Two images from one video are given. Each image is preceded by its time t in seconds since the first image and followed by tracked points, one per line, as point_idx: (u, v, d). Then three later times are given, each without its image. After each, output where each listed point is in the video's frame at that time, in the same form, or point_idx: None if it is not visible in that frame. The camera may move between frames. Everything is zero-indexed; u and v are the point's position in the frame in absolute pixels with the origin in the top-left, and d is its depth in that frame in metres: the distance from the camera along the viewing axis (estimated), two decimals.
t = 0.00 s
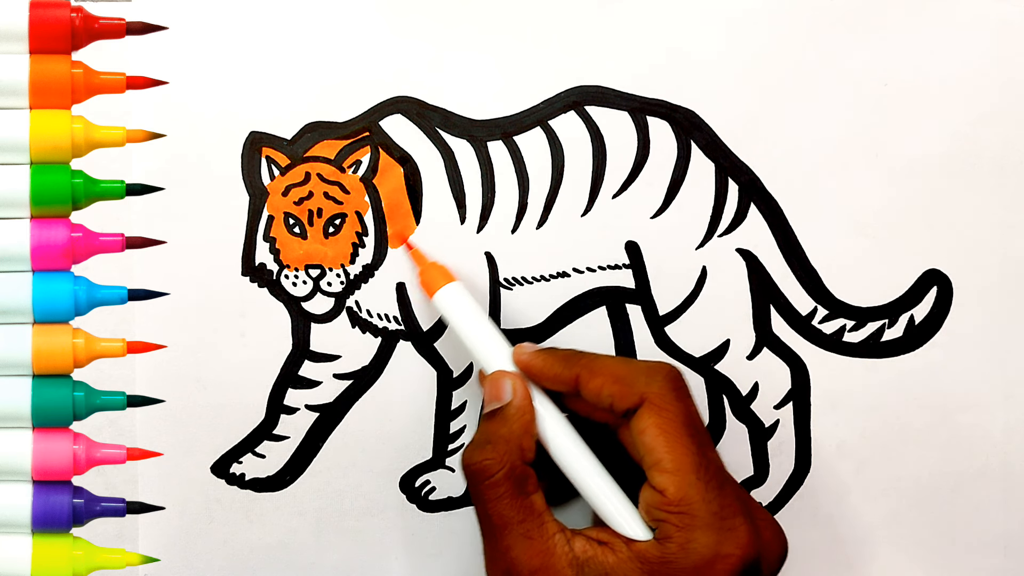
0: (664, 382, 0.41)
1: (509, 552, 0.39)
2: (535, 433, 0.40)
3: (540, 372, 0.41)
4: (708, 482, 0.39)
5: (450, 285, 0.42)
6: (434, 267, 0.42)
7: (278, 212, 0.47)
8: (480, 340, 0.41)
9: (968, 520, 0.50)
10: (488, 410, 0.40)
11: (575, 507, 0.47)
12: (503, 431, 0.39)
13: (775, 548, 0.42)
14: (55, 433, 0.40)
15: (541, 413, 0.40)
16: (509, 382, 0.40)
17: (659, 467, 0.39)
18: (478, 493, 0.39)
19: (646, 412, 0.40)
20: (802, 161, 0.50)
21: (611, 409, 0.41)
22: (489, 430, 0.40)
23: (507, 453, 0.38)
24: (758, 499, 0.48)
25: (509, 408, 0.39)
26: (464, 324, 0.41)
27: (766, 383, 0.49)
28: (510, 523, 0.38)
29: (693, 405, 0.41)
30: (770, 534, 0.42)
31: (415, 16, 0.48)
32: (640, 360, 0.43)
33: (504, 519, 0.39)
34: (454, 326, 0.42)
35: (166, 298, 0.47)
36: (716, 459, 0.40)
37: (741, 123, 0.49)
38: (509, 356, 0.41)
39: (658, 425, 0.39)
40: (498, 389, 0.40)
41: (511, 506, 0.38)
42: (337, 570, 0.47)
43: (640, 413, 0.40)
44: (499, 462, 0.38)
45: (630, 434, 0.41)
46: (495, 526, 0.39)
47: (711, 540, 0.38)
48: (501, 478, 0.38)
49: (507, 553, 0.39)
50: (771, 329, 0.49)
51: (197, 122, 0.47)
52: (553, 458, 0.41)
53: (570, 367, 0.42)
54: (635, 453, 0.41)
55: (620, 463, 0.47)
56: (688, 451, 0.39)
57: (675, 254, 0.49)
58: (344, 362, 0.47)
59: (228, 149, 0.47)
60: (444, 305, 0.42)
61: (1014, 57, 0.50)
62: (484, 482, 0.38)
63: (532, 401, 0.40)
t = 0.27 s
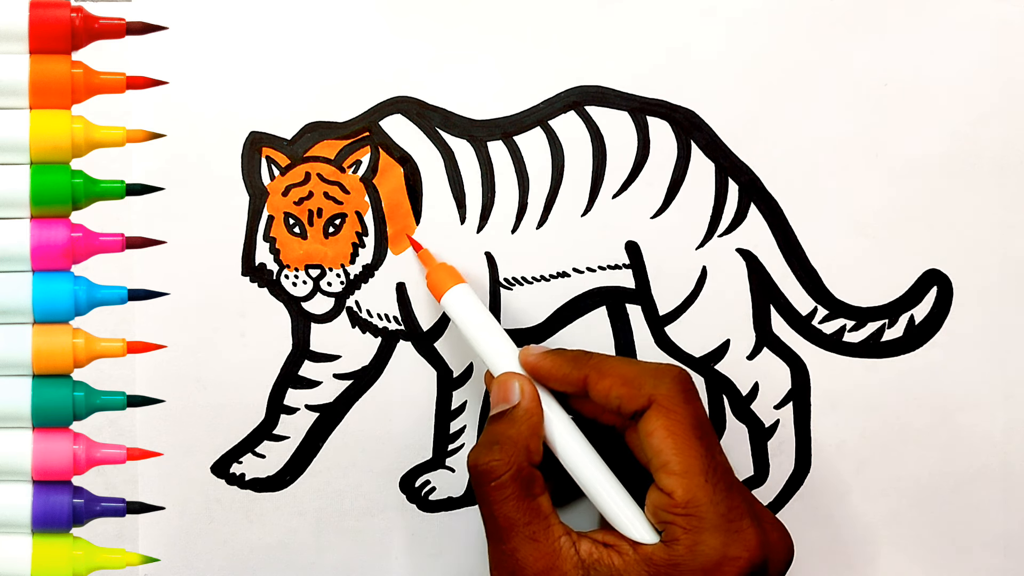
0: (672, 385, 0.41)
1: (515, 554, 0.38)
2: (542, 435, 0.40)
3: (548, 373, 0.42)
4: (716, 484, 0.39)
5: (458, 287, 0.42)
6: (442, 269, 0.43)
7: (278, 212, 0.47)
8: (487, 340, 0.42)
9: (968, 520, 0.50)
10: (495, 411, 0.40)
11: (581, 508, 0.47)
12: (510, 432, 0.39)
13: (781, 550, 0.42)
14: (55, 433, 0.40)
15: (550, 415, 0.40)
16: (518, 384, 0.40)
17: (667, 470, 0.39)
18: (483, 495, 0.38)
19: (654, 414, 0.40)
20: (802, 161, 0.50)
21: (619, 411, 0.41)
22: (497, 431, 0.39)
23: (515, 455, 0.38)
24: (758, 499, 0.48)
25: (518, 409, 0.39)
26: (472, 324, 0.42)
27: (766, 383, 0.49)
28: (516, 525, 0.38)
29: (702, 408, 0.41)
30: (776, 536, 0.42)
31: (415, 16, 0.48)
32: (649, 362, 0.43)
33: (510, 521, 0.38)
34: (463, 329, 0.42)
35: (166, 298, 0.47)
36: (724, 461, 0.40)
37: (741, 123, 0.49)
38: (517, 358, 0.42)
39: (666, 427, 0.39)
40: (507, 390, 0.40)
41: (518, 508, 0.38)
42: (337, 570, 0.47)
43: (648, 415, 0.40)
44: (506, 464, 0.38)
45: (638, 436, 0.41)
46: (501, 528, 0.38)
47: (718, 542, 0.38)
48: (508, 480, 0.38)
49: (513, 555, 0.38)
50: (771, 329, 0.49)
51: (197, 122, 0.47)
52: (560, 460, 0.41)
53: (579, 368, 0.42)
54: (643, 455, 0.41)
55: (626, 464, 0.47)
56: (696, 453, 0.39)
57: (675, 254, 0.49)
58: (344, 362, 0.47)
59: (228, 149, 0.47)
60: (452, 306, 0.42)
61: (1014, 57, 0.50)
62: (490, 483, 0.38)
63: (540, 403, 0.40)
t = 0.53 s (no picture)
0: (666, 388, 0.41)
1: (512, 563, 0.38)
2: (536, 447, 0.40)
3: (540, 385, 0.42)
4: (713, 485, 0.39)
5: (446, 303, 0.41)
6: (429, 286, 0.42)
7: (278, 212, 0.47)
8: (478, 357, 0.41)
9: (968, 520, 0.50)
10: (489, 422, 0.40)
11: (576, 514, 0.47)
12: (504, 441, 0.39)
13: (781, 552, 0.42)
14: (55, 433, 0.40)
15: (542, 430, 0.40)
16: (511, 395, 0.40)
17: (664, 473, 0.39)
18: (478, 504, 0.38)
19: (649, 418, 0.40)
20: (802, 161, 0.50)
21: (613, 417, 0.41)
22: (490, 440, 0.39)
23: (509, 463, 0.38)
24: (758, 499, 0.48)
25: (511, 419, 0.40)
26: (462, 341, 0.41)
27: (766, 384, 0.49)
28: (512, 534, 0.38)
29: (695, 410, 0.41)
30: (776, 535, 0.42)
31: (415, 16, 0.48)
32: (640, 368, 0.43)
33: (506, 530, 0.38)
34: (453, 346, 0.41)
35: (166, 298, 0.47)
36: (721, 462, 0.40)
37: (741, 123, 0.49)
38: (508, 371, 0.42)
39: (661, 431, 0.40)
40: (500, 401, 0.40)
41: (513, 517, 0.38)
42: (337, 570, 0.47)
43: (642, 420, 0.40)
44: (500, 472, 0.38)
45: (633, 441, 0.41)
46: (497, 537, 0.38)
47: (719, 543, 0.38)
48: (502, 488, 0.38)
49: (510, 564, 0.38)
50: (771, 329, 0.49)
51: (197, 122, 0.47)
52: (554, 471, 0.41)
53: (570, 377, 0.42)
54: (639, 460, 0.41)
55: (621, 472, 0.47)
56: (692, 455, 0.39)
57: (675, 253, 0.49)
58: (344, 362, 0.47)
59: (228, 149, 0.47)
60: (441, 324, 0.41)
61: (1014, 56, 0.50)
62: (484, 492, 0.38)
63: (533, 412, 0.40)
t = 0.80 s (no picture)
0: (665, 391, 0.41)
1: (512, 565, 0.38)
2: (536, 450, 0.40)
3: (539, 388, 0.42)
4: (714, 487, 0.39)
5: (445, 309, 0.42)
6: (427, 291, 0.42)
7: (278, 212, 0.47)
8: (478, 361, 0.41)
9: (968, 520, 0.50)
10: (489, 424, 0.40)
11: (576, 515, 0.47)
12: (504, 443, 0.39)
13: (783, 552, 0.42)
14: (55, 433, 0.40)
15: (542, 432, 0.41)
16: (511, 397, 0.40)
17: (665, 475, 0.39)
18: (478, 506, 0.38)
19: (649, 419, 0.40)
20: (802, 160, 0.50)
21: (613, 419, 0.41)
22: (491, 442, 0.39)
23: (509, 464, 0.38)
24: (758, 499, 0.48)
25: (512, 421, 0.40)
26: (461, 346, 0.41)
27: (766, 384, 0.49)
28: (512, 535, 0.38)
29: (696, 411, 0.41)
30: (776, 536, 0.42)
31: (415, 16, 0.48)
32: (640, 369, 0.43)
33: (506, 532, 0.38)
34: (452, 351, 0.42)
35: (166, 298, 0.47)
36: (721, 463, 0.40)
37: (741, 123, 0.49)
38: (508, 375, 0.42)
39: (661, 432, 0.40)
40: (500, 403, 0.40)
41: (513, 519, 0.38)
42: (337, 570, 0.47)
43: (643, 421, 0.40)
44: (500, 473, 0.37)
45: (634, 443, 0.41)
46: (497, 539, 0.38)
47: (721, 544, 0.38)
48: (502, 489, 0.37)
49: (510, 567, 0.38)
50: (771, 329, 0.49)
51: (197, 122, 0.47)
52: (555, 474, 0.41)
53: (570, 379, 0.42)
54: (640, 462, 0.41)
55: (621, 475, 0.47)
56: (693, 456, 0.39)
57: (675, 253, 0.49)
58: (344, 362, 0.47)
59: (228, 149, 0.47)
60: (440, 329, 0.42)
61: (1014, 57, 0.50)
62: (484, 493, 0.37)
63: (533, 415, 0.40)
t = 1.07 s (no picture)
0: (669, 391, 0.41)
1: (513, 565, 0.38)
2: (538, 450, 0.40)
3: (543, 389, 0.42)
4: (717, 488, 0.39)
5: (446, 310, 0.41)
6: (429, 292, 0.41)
7: (278, 212, 0.47)
8: (480, 362, 0.41)
9: (968, 520, 0.50)
10: (493, 424, 0.41)
11: (579, 515, 0.47)
12: (507, 443, 0.39)
13: (784, 552, 0.42)
14: (55, 433, 0.40)
15: (545, 433, 0.40)
16: (515, 397, 0.40)
17: (667, 476, 0.39)
18: (480, 506, 0.38)
19: (652, 420, 0.40)
20: (802, 161, 0.50)
21: (616, 420, 0.41)
22: (493, 442, 0.39)
23: (511, 465, 0.38)
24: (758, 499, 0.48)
25: (515, 421, 0.40)
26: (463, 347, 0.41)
27: (766, 384, 0.49)
28: (514, 535, 0.38)
29: (698, 412, 0.41)
30: (778, 538, 0.42)
31: (415, 16, 0.48)
32: (644, 370, 0.43)
33: (508, 532, 0.38)
34: (455, 352, 0.41)
35: (166, 298, 0.47)
36: (724, 464, 0.41)
37: (741, 123, 0.49)
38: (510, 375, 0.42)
39: (664, 433, 0.40)
40: (503, 403, 0.40)
41: (516, 519, 0.38)
42: (337, 569, 0.47)
43: (646, 422, 0.40)
44: (502, 473, 0.37)
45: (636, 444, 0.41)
46: (499, 539, 0.38)
47: (723, 546, 0.38)
48: (504, 489, 0.37)
49: (512, 567, 0.38)
50: (771, 329, 0.49)
51: (197, 122, 0.47)
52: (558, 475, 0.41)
53: (574, 380, 0.42)
54: (643, 463, 0.41)
55: (625, 475, 0.47)
56: (696, 457, 0.39)
57: (675, 253, 0.49)
58: (344, 362, 0.47)
59: (228, 149, 0.47)
60: (442, 330, 0.41)
61: (1014, 56, 0.50)
62: (487, 493, 0.37)
63: (537, 416, 0.40)
